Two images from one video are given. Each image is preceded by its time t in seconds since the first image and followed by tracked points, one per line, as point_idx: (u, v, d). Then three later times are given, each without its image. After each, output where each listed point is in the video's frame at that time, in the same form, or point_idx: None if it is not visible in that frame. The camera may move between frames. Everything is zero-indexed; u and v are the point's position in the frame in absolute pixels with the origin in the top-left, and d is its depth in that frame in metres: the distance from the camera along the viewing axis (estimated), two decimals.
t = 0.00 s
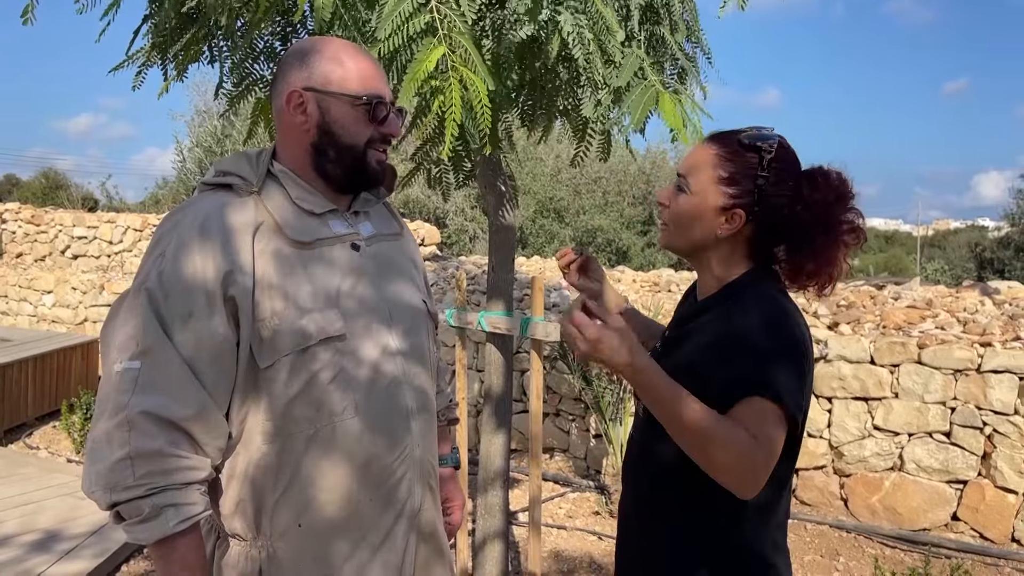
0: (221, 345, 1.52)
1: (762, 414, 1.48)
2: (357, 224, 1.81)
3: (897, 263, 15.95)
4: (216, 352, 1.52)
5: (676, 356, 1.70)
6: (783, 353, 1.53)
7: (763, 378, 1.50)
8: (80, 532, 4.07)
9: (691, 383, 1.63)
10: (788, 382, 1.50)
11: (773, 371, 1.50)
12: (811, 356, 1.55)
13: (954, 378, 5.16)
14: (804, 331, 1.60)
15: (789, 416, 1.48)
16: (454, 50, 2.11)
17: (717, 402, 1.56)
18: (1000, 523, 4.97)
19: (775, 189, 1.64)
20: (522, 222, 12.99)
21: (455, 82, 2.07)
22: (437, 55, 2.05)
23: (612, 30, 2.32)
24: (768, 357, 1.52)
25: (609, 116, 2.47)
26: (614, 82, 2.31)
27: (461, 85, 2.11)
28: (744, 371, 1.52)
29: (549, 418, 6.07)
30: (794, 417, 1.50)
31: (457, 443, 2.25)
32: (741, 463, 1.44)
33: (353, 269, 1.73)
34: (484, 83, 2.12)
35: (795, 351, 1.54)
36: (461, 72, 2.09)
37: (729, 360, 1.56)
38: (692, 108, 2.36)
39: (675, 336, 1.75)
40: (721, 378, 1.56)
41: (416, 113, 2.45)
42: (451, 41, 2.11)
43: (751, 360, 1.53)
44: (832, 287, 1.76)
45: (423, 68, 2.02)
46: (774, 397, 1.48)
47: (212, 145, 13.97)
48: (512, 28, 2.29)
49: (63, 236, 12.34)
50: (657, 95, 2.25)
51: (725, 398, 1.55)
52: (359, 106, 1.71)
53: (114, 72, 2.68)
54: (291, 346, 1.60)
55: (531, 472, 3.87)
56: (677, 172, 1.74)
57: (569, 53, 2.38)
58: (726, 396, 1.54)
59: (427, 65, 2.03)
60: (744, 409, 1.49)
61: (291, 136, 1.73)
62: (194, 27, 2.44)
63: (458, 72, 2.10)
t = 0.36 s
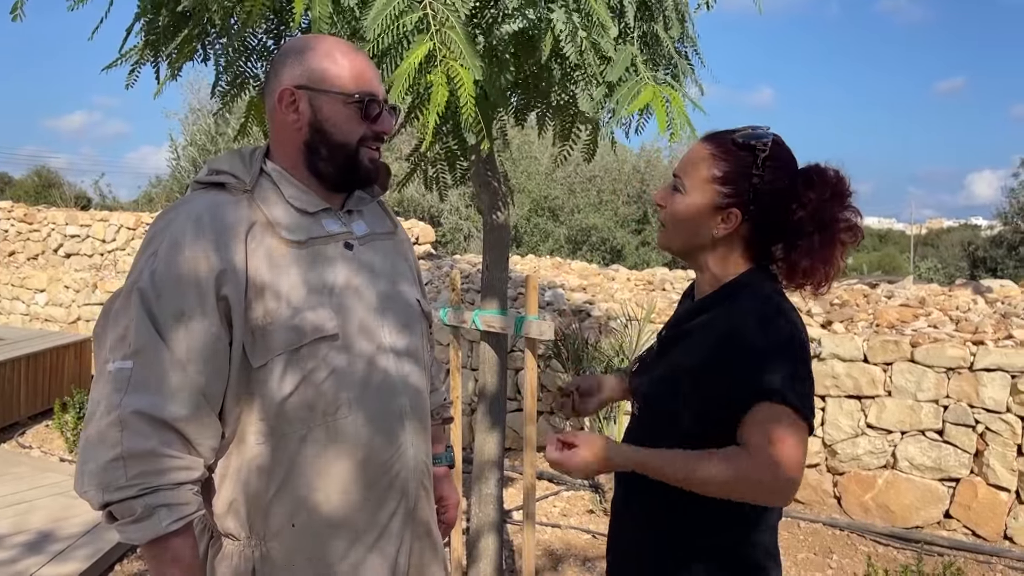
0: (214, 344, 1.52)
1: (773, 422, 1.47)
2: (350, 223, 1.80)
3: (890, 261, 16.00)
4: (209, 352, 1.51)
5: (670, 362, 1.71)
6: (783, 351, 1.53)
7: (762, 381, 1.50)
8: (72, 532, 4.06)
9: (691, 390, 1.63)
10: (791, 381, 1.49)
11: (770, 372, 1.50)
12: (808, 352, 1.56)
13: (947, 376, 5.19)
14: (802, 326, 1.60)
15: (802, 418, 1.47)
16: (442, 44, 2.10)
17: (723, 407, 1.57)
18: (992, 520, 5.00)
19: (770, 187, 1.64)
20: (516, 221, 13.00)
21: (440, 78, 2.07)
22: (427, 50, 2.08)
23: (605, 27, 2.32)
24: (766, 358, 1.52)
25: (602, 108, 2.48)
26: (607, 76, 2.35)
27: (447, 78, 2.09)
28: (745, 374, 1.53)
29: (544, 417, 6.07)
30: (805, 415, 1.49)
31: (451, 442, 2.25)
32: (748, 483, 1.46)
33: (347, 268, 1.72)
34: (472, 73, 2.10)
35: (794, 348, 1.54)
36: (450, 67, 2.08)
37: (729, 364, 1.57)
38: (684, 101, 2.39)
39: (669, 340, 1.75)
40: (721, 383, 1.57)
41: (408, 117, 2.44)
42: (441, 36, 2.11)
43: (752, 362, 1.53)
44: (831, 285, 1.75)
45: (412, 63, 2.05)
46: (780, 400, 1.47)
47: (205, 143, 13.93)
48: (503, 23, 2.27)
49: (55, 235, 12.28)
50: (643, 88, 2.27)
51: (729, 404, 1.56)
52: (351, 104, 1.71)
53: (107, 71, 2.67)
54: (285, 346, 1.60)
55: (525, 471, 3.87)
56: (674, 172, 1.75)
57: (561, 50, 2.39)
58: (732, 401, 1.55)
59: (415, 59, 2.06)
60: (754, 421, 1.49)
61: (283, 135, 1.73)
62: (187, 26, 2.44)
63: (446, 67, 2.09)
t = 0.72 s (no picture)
0: (204, 346, 1.51)
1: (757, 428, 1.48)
2: (341, 222, 1.79)
3: (883, 260, 16.05)
4: (199, 353, 1.50)
5: (660, 363, 1.71)
6: (769, 352, 1.53)
7: (750, 381, 1.50)
8: (63, 533, 4.04)
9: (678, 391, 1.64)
10: (774, 384, 1.49)
11: (759, 373, 1.50)
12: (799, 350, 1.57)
13: (939, 375, 5.20)
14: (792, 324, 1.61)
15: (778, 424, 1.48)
16: (437, 37, 2.11)
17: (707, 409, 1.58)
18: (984, 519, 5.02)
19: (759, 184, 1.64)
20: (510, 220, 12.99)
21: (432, 71, 2.08)
22: (420, 43, 2.08)
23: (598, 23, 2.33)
24: (755, 357, 1.52)
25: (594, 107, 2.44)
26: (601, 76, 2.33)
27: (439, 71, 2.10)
28: (729, 375, 1.53)
29: (537, 416, 6.07)
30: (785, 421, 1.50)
31: (444, 441, 2.24)
32: (724, 483, 1.45)
33: (337, 268, 1.71)
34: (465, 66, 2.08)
35: (783, 349, 1.54)
36: (442, 59, 2.08)
37: (715, 365, 1.57)
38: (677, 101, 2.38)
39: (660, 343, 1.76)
40: (708, 385, 1.58)
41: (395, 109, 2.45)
42: (434, 31, 2.11)
43: (738, 362, 1.53)
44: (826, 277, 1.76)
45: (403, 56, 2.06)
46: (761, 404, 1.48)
47: (198, 143, 13.88)
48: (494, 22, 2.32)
49: (47, 234, 12.20)
50: (642, 88, 2.27)
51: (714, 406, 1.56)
52: (342, 103, 1.70)
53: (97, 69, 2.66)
54: (275, 346, 1.59)
55: (518, 470, 3.86)
56: (661, 177, 1.75)
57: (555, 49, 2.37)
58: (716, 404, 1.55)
59: (409, 52, 2.06)
60: (732, 421, 1.50)
61: (274, 134, 1.72)
62: (178, 24, 2.42)
63: (439, 59, 2.09)
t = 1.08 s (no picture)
0: (191, 350, 1.51)
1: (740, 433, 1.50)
2: (328, 225, 1.80)
3: (875, 260, 16.11)
4: (186, 357, 1.51)
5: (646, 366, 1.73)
6: (751, 356, 1.54)
7: (732, 387, 1.51)
8: (54, 534, 4.03)
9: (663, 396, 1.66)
10: (758, 390, 1.51)
11: (741, 378, 1.52)
12: (784, 351, 1.57)
13: (929, 375, 5.23)
14: (777, 325, 1.62)
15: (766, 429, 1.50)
16: (429, 36, 2.11)
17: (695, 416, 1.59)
18: (973, 518, 5.05)
19: (724, 185, 1.67)
20: (504, 220, 13.00)
21: (424, 67, 2.08)
22: (411, 41, 2.07)
23: (592, 29, 2.29)
24: (737, 363, 1.53)
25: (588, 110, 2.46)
26: (597, 84, 2.33)
27: (433, 67, 2.10)
28: (713, 382, 1.55)
29: (530, 416, 6.08)
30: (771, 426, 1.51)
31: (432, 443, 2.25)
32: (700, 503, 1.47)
33: (325, 270, 1.72)
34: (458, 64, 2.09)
35: (765, 353, 1.54)
36: (435, 59, 2.08)
37: (699, 372, 1.58)
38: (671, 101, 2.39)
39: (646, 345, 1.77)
40: (693, 391, 1.60)
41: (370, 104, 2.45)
42: (424, 29, 2.12)
43: (721, 368, 1.54)
44: (802, 271, 1.76)
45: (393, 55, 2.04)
46: (745, 413, 1.50)
47: (191, 142, 13.83)
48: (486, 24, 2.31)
49: (39, 234, 12.13)
50: (642, 93, 2.29)
51: (700, 412, 1.58)
52: (327, 111, 1.70)
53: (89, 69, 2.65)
54: (262, 350, 1.60)
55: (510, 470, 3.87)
56: (630, 192, 1.77)
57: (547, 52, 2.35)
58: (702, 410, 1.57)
59: (400, 49, 2.04)
60: (717, 430, 1.52)
61: (259, 137, 1.73)
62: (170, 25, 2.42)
63: (432, 59, 2.09)
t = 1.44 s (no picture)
0: (180, 351, 1.51)
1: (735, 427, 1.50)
2: (318, 227, 1.80)
3: (868, 259, 16.17)
4: (175, 358, 1.50)
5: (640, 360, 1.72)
6: (747, 354, 1.54)
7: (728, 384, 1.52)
8: (45, 535, 4.02)
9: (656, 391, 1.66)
10: (753, 389, 1.51)
11: (736, 376, 1.52)
12: (777, 348, 1.58)
13: (920, 374, 5.25)
14: (770, 322, 1.63)
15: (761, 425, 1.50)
16: (430, 42, 2.11)
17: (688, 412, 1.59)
18: (964, 517, 5.08)
19: (745, 188, 1.66)
20: (498, 220, 13.01)
21: (427, 73, 2.08)
22: (411, 47, 2.07)
23: (586, 30, 2.30)
24: (730, 359, 1.54)
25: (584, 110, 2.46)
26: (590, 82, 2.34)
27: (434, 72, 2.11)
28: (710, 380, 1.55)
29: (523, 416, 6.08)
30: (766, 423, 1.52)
31: (422, 445, 2.25)
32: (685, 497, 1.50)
33: (314, 273, 1.72)
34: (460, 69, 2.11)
35: (761, 351, 1.54)
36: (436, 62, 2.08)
37: (695, 368, 1.58)
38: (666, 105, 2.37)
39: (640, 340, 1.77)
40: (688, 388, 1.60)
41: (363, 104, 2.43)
42: (425, 35, 2.11)
43: (718, 365, 1.55)
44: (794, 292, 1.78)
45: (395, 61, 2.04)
46: (740, 410, 1.50)
47: (184, 141, 13.78)
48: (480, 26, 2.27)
49: (30, 233, 12.06)
50: (633, 93, 2.27)
51: (695, 408, 1.59)
52: (316, 120, 1.69)
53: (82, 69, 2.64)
54: (251, 352, 1.60)
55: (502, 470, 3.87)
56: (649, 174, 1.76)
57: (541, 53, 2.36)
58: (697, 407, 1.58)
59: (400, 57, 2.04)
60: (717, 427, 1.51)
61: (250, 141, 1.73)
62: (162, 25, 2.41)
63: (433, 63, 2.09)
